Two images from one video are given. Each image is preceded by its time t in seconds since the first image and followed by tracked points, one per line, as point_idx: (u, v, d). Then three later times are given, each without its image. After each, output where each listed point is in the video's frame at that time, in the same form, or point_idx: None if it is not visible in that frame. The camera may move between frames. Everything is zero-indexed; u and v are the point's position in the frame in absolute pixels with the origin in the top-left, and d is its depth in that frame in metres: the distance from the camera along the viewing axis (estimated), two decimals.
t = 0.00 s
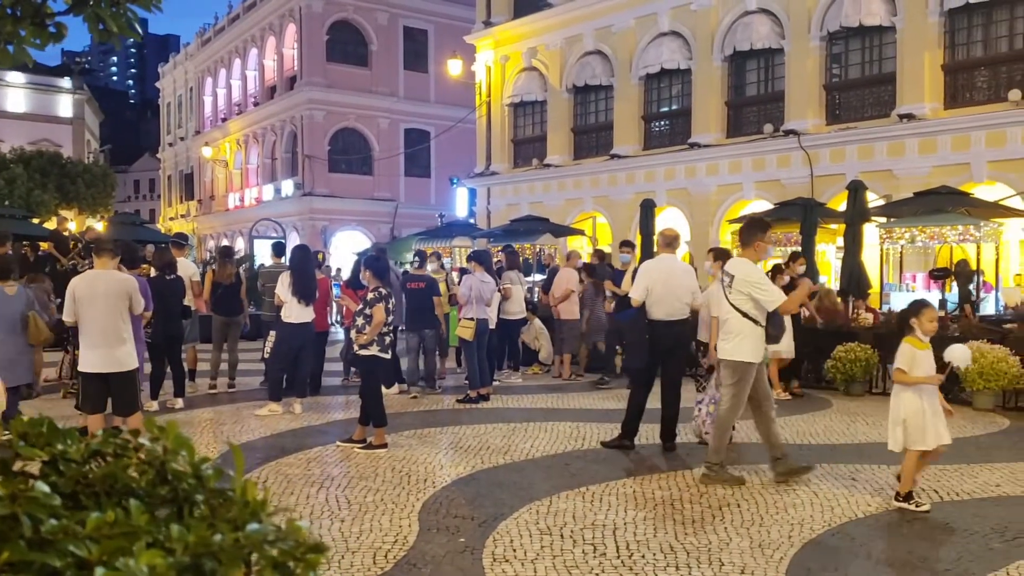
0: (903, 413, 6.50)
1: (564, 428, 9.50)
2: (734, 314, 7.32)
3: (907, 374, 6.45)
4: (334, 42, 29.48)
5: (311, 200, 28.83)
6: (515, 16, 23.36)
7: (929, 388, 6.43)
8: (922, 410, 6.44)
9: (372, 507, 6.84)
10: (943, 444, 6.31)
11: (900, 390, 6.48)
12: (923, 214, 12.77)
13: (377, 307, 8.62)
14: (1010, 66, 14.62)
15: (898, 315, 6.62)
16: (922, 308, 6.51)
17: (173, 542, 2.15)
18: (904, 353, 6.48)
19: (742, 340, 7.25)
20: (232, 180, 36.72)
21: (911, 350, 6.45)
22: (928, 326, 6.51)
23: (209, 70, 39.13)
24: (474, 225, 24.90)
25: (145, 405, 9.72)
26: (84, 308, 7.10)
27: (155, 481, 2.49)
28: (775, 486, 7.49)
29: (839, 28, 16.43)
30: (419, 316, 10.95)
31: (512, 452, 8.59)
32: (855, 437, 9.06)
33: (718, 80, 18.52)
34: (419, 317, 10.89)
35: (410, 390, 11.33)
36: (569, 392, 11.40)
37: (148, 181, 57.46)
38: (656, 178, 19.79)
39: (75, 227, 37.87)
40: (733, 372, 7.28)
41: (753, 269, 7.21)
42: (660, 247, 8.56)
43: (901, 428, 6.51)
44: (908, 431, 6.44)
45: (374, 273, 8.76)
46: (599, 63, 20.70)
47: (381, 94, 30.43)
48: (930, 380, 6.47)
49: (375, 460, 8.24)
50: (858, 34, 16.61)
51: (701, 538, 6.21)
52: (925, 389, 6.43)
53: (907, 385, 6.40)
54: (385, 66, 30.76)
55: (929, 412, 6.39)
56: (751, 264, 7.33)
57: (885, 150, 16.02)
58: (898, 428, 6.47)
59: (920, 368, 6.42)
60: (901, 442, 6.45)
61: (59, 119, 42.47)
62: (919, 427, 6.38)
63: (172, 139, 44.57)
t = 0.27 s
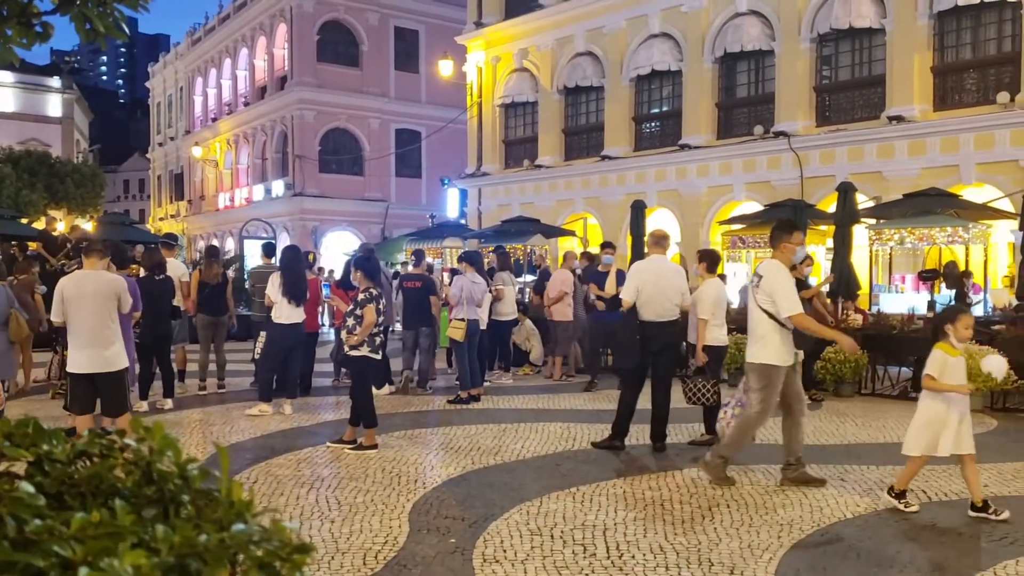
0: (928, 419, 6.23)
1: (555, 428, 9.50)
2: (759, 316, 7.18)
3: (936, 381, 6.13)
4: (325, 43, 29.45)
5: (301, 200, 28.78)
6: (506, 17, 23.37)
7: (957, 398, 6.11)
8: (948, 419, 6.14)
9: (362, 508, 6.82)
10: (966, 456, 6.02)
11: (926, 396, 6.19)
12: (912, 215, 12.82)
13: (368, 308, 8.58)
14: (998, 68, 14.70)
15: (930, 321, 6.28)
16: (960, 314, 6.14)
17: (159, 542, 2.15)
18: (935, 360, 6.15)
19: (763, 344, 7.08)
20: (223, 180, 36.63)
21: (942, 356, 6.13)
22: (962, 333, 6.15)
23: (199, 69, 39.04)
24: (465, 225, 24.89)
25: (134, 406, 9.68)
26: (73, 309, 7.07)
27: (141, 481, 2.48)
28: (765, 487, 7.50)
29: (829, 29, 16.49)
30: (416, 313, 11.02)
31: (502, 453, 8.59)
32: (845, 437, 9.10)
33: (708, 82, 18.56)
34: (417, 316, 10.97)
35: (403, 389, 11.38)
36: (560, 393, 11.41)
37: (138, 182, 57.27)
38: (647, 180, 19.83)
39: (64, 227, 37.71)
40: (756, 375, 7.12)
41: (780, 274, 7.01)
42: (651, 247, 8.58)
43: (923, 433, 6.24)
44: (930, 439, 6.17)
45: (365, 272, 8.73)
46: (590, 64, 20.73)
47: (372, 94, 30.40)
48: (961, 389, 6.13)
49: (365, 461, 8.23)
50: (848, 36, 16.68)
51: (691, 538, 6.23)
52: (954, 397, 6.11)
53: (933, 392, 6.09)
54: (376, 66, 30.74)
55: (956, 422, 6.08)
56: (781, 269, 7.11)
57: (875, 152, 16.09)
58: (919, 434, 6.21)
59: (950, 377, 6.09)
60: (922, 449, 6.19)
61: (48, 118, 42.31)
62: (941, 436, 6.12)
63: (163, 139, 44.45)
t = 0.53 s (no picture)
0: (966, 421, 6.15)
1: (547, 429, 9.52)
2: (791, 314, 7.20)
3: (970, 382, 6.06)
4: (318, 43, 29.43)
5: (294, 201, 28.75)
6: (499, 18, 23.39)
7: (993, 397, 6.03)
8: (986, 419, 6.06)
9: (354, 509, 6.82)
10: (1008, 454, 5.84)
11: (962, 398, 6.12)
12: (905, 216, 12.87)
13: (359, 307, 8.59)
14: (989, 70, 14.76)
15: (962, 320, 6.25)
16: (991, 313, 6.12)
17: (150, 543, 2.15)
18: (965, 359, 6.10)
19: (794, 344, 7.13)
20: (215, 180, 36.57)
21: (973, 355, 6.07)
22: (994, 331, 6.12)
23: (192, 70, 38.97)
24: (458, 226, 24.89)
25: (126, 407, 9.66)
26: (64, 310, 7.05)
27: (132, 482, 2.48)
28: (758, 487, 7.52)
29: (821, 31, 16.54)
30: (413, 311, 11.10)
31: (496, 454, 8.60)
32: (837, 438, 9.13)
33: (701, 83, 18.61)
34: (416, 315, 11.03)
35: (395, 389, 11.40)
36: (552, 394, 11.42)
37: (130, 182, 57.14)
38: (640, 181, 19.87)
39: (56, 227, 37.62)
40: (794, 375, 7.17)
41: (812, 273, 7.03)
42: (643, 248, 8.60)
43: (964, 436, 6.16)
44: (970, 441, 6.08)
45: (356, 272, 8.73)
46: (583, 65, 20.74)
47: (365, 95, 30.37)
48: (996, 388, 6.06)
49: (358, 461, 8.23)
50: (841, 38, 16.74)
51: (684, 538, 6.25)
52: (991, 396, 6.04)
53: (968, 393, 6.03)
54: (369, 67, 30.72)
55: (995, 421, 6.01)
56: (813, 268, 7.09)
57: (867, 153, 16.15)
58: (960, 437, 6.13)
59: (985, 376, 6.02)
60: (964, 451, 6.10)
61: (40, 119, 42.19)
62: (982, 437, 6.02)
63: (155, 139, 44.36)
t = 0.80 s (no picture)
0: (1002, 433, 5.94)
1: (540, 430, 9.52)
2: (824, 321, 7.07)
3: (1006, 391, 5.89)
4: (311, 43, 29.39)
5: (286, 201, 28.70)
6: (492, 19, 23.39)
7: None
8: None
9: (347, 510, 6.82)
10: None
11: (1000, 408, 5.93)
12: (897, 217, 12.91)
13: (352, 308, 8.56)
14: (980, 72, 14.83)
15: (993, 329, 6.16)
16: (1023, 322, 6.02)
17: (139, 544, 2.15)
18: (1001, 369, 5.95)
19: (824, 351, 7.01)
20: (208, 181, 36.50)
21: (1010, 364, 5.93)
22: None
23: (184, 70, 38.89)
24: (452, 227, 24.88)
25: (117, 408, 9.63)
26: (56, 311, 7.03)
27: (122, 484, 2.48)
28: (749, 487, 7.55)
29: (813, 33, 16.59)
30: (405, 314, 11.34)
31: (489, 455, 8.61)
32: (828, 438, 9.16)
33: (694, 84, 18.63)
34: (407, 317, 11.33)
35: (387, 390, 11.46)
36: (545, 395, 11.42)
37: (122, 182, 56.98)
38: (633, 182, 19.89)
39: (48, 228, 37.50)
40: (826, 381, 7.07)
41: (840, 279, 6.85)
42: (636, 249, 8.61)
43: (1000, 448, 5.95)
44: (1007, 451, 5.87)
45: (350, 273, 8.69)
46: (576, 66, 20.75)
47: (357, 95, 30.33)
48: None
49: (351, 462, 8.22)
50: (833, 39, 16.80)
51: (677, 539, 6.26)
52: None
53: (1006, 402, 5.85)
54: (362, 67, 30.69)
55: None
56: (843, 272, 6.90)
57: (859, 155, 16.20)
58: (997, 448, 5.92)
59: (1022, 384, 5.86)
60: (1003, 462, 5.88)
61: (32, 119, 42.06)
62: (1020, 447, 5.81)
63: (147, 139, 44.25)
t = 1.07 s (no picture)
0: None
1: (532, 430, 9.52)
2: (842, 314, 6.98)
3: None
4: (303, 43, 29.34)
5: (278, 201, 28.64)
6: (484, 19, 23.38)
7: None
8: None
9: (338, 511, 6.80)
10: None
11: None
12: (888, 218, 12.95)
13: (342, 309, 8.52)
14: (971, 73, 14.90)
15: None
16: None
17: (126, 545, 2.14)
18: None
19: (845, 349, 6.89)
20: (199, 181, 36.39)
21: None
22: None
23: (176, 70, 38.77)
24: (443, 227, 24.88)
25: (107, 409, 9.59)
26: (45, 310, 7.00)
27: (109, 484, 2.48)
28: (740, 487, 7.56)
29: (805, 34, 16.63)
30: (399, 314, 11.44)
31: (482, 455, 8.60)
32: (819, 438, 9.20)
33: (685, 85, 18.66)
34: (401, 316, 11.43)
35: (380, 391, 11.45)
36: (536, 395, 11.42)
37: (112, 182, 56.74)
38: (625, 182, 19.91)
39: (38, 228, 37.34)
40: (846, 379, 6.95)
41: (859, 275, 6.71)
42: (627, 249, 8.61)
43: None
44: None
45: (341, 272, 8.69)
46: (568, 66, 20.76)
47: (349, 95, 30.28)
48: None
49: (342, 463, 8.21)
50: (824, 41, 16.85)
51: (668, 539, 6.27)
52: None
53: None
54: (354, 67, 30.65)
55: None
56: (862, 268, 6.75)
57: (850, 155, 16.25)
58: None
59: None
60: None
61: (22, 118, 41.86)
62: None
63: (138, 139, 44.08)
